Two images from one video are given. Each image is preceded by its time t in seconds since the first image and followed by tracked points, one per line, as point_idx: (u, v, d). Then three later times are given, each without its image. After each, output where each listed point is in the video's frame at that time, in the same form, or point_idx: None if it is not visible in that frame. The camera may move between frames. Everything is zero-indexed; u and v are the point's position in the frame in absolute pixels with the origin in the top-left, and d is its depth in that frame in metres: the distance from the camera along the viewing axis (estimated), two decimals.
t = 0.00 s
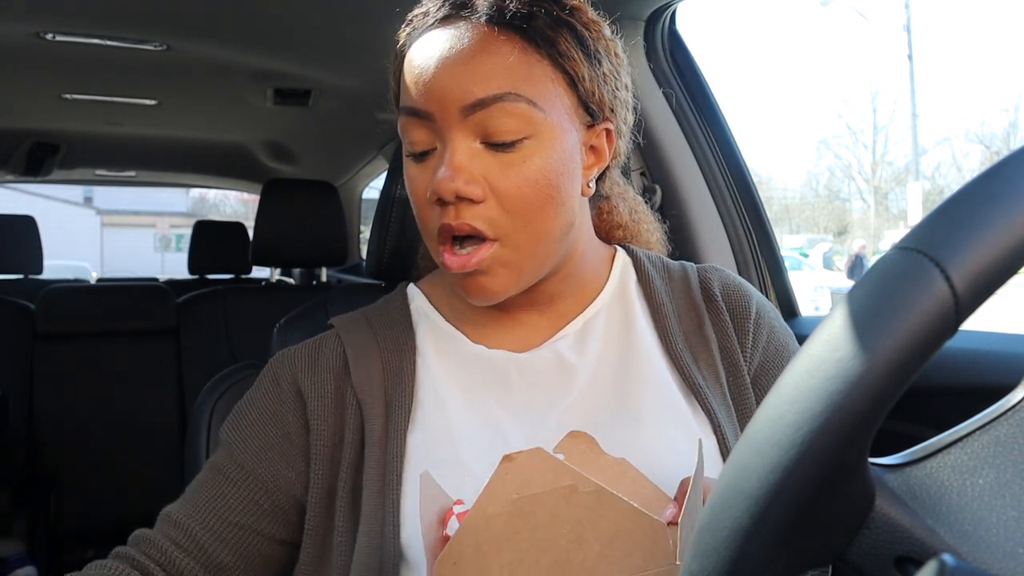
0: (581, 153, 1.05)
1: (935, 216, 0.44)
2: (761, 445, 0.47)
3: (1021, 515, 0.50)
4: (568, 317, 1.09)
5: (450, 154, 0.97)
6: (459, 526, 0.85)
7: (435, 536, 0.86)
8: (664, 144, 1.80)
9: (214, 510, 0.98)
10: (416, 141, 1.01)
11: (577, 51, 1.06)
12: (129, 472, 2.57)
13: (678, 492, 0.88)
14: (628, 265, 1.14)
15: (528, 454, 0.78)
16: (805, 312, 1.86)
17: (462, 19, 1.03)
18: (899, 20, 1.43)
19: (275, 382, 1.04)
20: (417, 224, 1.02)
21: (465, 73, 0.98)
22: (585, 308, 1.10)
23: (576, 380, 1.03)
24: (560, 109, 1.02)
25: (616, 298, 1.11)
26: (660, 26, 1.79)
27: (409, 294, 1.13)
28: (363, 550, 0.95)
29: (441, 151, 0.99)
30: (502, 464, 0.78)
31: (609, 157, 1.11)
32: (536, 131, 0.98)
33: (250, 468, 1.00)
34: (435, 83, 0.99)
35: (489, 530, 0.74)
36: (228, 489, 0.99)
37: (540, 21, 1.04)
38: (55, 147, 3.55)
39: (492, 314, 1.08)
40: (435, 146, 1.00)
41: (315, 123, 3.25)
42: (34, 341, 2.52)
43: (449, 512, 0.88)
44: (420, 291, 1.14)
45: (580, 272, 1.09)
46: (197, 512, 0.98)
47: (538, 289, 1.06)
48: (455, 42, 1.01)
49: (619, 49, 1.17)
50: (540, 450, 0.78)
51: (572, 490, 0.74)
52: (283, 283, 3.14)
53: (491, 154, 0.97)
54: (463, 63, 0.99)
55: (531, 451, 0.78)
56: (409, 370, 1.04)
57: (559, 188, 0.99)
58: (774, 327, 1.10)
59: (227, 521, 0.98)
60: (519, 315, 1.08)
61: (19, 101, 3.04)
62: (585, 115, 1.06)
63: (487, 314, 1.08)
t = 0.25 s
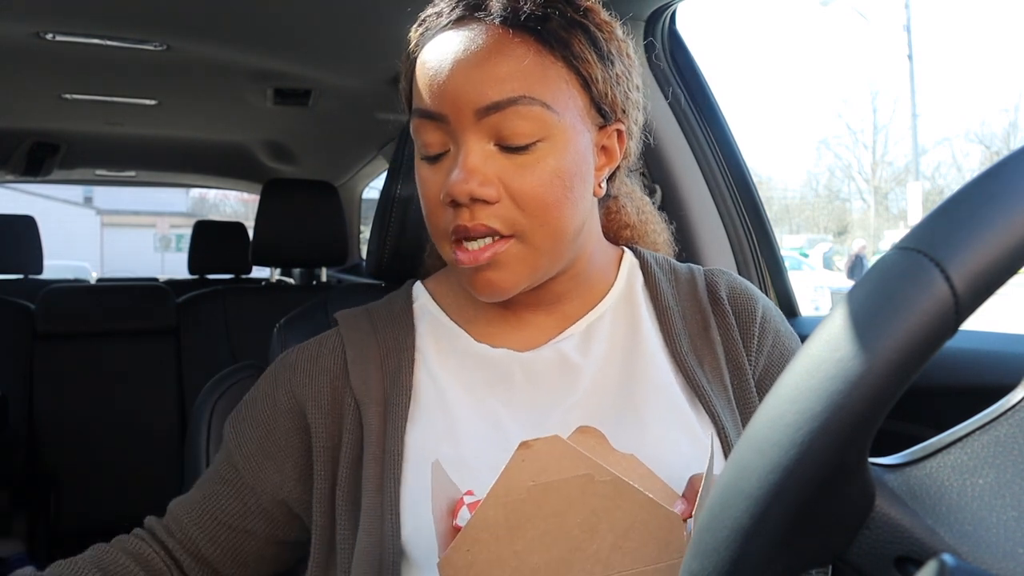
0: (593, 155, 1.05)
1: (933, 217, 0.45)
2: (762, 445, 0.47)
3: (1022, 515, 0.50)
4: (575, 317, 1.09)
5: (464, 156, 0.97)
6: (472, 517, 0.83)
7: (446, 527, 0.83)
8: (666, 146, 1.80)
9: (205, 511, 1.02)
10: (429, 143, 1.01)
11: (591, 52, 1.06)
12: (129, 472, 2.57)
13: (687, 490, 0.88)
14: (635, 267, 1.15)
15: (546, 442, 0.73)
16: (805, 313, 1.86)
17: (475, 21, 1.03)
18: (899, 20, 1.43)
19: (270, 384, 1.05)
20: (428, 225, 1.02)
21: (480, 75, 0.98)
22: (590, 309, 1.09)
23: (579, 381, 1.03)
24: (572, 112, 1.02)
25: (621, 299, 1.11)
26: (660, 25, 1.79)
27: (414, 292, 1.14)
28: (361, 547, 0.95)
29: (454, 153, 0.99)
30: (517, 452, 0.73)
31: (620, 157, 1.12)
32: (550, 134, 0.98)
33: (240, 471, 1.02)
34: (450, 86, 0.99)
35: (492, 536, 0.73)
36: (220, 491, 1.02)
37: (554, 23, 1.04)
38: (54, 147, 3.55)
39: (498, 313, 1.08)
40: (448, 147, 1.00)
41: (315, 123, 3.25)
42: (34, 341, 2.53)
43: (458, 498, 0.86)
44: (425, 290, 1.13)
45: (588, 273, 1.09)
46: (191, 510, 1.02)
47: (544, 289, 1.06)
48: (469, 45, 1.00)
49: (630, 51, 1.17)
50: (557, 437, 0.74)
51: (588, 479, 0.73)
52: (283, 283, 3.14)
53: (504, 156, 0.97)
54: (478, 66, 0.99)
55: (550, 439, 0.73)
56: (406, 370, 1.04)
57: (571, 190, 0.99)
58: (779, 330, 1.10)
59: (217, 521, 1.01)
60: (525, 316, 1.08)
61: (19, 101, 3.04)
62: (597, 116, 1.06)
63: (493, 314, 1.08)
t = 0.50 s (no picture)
0: (588, 159, 1.05)
1: (935, 216, 0.44)
2: (761, 445, 0.47)
3: (1022, 515, 0.49)
4: (571, 317, 1.08)
5: (458, 162, 0.97)
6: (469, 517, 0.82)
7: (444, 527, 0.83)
8: (665, 146, 1.81)
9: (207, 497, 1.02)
10: (424, 148, 1.01)
11: (586, 57, 1.06)
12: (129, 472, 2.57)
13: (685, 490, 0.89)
14: (633, 269, 1.14)
15: (544, 442, 0.74)
16: (805, 313, 1.86)
17: (470, 27, 1.03)
18: (899, 20, 1.43)
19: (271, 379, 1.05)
20: (424, 230, 1.02)
21: (474, 82, 0.98)
22: (587, 310, 1.09)
23: (576, 381, 1.03)
24: (567, 117, 1.02)
25: (618, 299, 1.11)
26: (660, 27, 1.80)
27: (413, 290, 1.14)
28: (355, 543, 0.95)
29: (448, 159, 0.99)
30: (515, 452, 0.74)
31: (616, 161, 1.12)
32: (544, 140, 0.98)
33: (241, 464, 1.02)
34: (445, 92, 0.98)
35: (490, 536, 0.73)
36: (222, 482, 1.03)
37: (549, 28, 1.04)
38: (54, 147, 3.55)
39: (495, 313, 1.07)
40: (442, 153, 1.00)
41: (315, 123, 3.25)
42: (34, 341, 2.53)
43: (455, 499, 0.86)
44: (424, 289, 1.13)
45: (585, 274, 1.09)
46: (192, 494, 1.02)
47: (541, 290, 1.05)
48: (463, 51, 1.00)
49: (627, 54, 1.17)
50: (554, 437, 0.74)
51: (587, 479, 0.73)
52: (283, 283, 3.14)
53: (498, 162, 0.97)
54: (472, 72, 0.99)
55: (547, 439, 0.74)
56: (400, 368, 1.04)
57: (565, 196, 0.99)
58: (777, 332, 1.10)
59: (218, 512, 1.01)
60: (523, 317, 1.07)
61: (19, 101, 3.04)
62: (593, 121, 1.06)
63: (490, 315, 1.07)
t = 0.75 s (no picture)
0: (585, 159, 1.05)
1: (936, 216, 0.44)
2: (762, 445, 0.47)
3: (1022, 515, 0.50)
4: (568, 318, 1.09)
5: (455, 161, 0.97)
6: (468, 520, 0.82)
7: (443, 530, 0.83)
8: (665, 146, 1.80)
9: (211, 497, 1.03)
10: (421, 147, 1.01)
11: (582, 57, 1.06)
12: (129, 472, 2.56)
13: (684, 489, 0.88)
14: (630, 269, 1.14)
15: (540, 442, 0.74)
16: (805, 313, 1.86)
17: (468, 26, 1.03)
18: (899, 20, 1.43)
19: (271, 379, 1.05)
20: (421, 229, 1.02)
21: (471, 81, 0.98)
22: (585, 310, 1.09)
23: (575, 382, 1.03)
24: (564, 117, 1.02)
25: (615, 299, 1.11)
26: (660, 27, 1.80)
27: (411, 291, 1.13)
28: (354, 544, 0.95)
29: (445, 158, 0.99)
30: (513, 453, 0.74)
31: (612, 162, 1.12)
32: (540, 140, 0.98)
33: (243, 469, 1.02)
34: (441, 91, 0.99)
35: (490, 536, 0.73)
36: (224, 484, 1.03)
37: (546, 28, 1.04)
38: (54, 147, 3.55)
39: (492, 314, 1.07)
40: (439, 152, 1.00)
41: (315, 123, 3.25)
42: (34, 341, 2.53)
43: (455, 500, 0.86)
44: (422, 289, 1.13)
45: (582, 275, 1.09)
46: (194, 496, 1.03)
47: (540, 290, 1.05)
48: (460, 50, 1.00)
49: (623, 55, 1.17)
50: (551, 438, 0.74)
51: (583, 479, 0.73)
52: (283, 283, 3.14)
53: (495, 161, 0.97)
54: (469, 71, 0.99)
55: (543, 440, 0.74)
56: (401, 370, 1.04)
57: (562, 196, 0.99)
58: (773, 332, 1.10)
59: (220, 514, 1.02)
60: (521, 318, 1.08)
61: (19, 101, 3.04)
62: (589, 120, 1.06)
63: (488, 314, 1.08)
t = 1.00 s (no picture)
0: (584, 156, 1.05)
1: (935, 216, 0.44)
2: (761, 446, 0.47)
3: (1022, 515, 0.50)
4: (566, 317, 1.09)
5: (456, 158, 0.97)
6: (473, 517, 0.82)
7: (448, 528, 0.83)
8: (665, 146, 1.80)
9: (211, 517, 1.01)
10: (422, 144, 1.01)
11: (582, 55, 1.06)
12: (129, 472, 2.56)
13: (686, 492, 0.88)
14: (627, 269, 1.14)
15: (548, 444, 0.75)
16: (805, 313, 1.86)
17: (468, 23, 1.03)
18: (899, 20, 1.43)
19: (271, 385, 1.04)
20: (421, 226, 1.02)
21: (472, 78, 0.98)
22: (583, 309, 1.10)
23: (574, 381, 1.03)
24: (564, 114, 1.02)
25: (613, 300, 1.11)
26: (660, 26, 1.79)
27: (408, 293, 1.14)
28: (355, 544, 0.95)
29: (446, 155, 0.99)
30: (521, 453, 0.75)
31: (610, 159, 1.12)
32: (541, 136, 0.98)
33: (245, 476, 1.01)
34: (442, 88, 0.98)
35: (489, 537, 0.73)
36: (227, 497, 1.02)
37: (546, 25, 1.04)
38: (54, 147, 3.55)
39: (490, 314, 1.08)
40: (440, 149, 1.00)
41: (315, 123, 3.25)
42: (34, 341, 2.52)
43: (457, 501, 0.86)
44: (419, 291, 1.13)
45: (580, 275, 1.09)
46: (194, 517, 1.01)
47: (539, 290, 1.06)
48: (460, 47, 1.00)
49: (622, 54, 1.17)
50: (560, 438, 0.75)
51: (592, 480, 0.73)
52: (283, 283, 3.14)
53: (496, 158, 0.97)
54: (469, 68, 0.99)
55: (551, 441, 0.75)
56: (400, 372, 1.04)
57: (563, 192, 0.99)
58: (773, 333, 1.10)
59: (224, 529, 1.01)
60: (518, 317, 1.08)
61: (19, 101, 3.04)
62: (589, 118, 1.06)
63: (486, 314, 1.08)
